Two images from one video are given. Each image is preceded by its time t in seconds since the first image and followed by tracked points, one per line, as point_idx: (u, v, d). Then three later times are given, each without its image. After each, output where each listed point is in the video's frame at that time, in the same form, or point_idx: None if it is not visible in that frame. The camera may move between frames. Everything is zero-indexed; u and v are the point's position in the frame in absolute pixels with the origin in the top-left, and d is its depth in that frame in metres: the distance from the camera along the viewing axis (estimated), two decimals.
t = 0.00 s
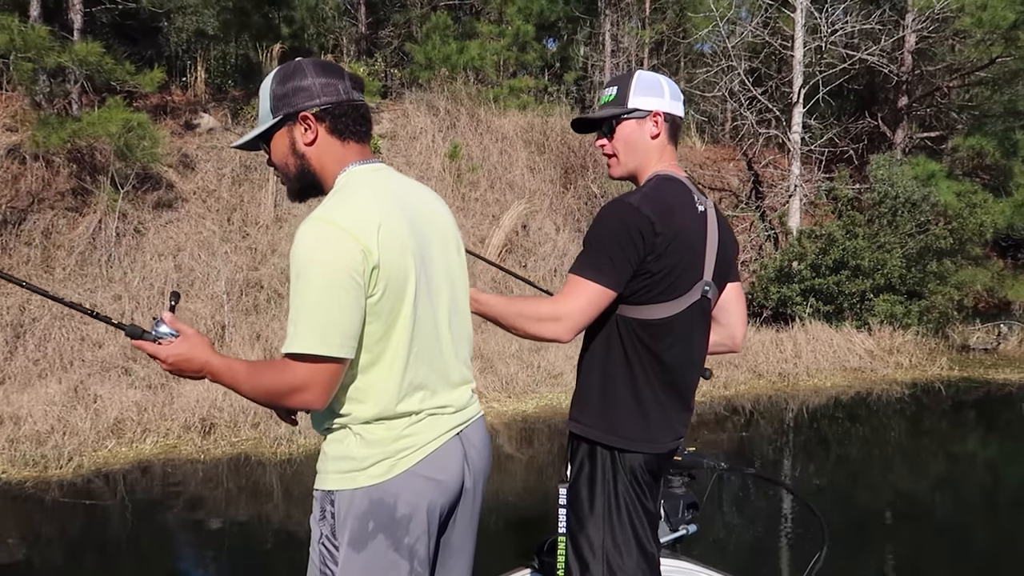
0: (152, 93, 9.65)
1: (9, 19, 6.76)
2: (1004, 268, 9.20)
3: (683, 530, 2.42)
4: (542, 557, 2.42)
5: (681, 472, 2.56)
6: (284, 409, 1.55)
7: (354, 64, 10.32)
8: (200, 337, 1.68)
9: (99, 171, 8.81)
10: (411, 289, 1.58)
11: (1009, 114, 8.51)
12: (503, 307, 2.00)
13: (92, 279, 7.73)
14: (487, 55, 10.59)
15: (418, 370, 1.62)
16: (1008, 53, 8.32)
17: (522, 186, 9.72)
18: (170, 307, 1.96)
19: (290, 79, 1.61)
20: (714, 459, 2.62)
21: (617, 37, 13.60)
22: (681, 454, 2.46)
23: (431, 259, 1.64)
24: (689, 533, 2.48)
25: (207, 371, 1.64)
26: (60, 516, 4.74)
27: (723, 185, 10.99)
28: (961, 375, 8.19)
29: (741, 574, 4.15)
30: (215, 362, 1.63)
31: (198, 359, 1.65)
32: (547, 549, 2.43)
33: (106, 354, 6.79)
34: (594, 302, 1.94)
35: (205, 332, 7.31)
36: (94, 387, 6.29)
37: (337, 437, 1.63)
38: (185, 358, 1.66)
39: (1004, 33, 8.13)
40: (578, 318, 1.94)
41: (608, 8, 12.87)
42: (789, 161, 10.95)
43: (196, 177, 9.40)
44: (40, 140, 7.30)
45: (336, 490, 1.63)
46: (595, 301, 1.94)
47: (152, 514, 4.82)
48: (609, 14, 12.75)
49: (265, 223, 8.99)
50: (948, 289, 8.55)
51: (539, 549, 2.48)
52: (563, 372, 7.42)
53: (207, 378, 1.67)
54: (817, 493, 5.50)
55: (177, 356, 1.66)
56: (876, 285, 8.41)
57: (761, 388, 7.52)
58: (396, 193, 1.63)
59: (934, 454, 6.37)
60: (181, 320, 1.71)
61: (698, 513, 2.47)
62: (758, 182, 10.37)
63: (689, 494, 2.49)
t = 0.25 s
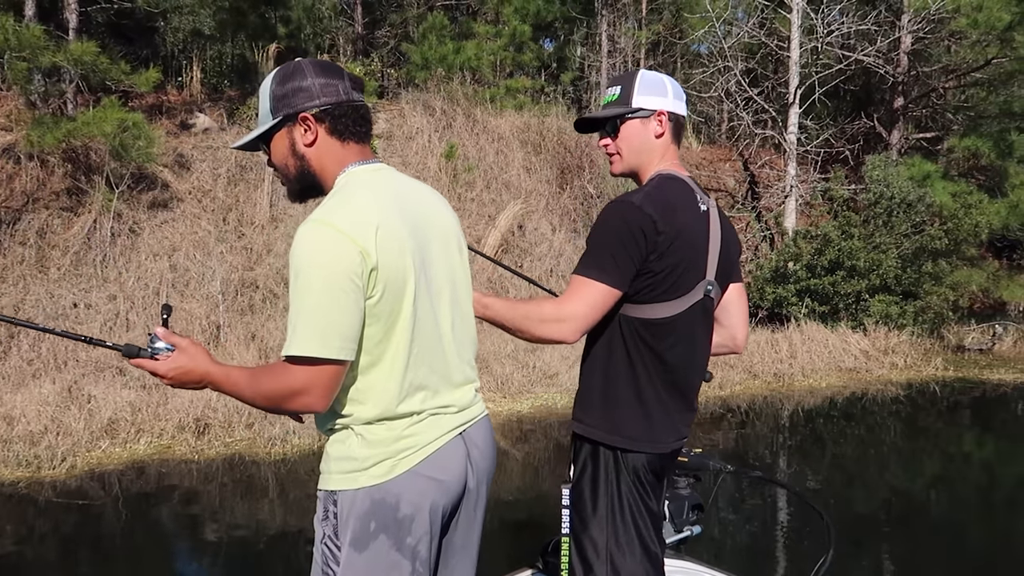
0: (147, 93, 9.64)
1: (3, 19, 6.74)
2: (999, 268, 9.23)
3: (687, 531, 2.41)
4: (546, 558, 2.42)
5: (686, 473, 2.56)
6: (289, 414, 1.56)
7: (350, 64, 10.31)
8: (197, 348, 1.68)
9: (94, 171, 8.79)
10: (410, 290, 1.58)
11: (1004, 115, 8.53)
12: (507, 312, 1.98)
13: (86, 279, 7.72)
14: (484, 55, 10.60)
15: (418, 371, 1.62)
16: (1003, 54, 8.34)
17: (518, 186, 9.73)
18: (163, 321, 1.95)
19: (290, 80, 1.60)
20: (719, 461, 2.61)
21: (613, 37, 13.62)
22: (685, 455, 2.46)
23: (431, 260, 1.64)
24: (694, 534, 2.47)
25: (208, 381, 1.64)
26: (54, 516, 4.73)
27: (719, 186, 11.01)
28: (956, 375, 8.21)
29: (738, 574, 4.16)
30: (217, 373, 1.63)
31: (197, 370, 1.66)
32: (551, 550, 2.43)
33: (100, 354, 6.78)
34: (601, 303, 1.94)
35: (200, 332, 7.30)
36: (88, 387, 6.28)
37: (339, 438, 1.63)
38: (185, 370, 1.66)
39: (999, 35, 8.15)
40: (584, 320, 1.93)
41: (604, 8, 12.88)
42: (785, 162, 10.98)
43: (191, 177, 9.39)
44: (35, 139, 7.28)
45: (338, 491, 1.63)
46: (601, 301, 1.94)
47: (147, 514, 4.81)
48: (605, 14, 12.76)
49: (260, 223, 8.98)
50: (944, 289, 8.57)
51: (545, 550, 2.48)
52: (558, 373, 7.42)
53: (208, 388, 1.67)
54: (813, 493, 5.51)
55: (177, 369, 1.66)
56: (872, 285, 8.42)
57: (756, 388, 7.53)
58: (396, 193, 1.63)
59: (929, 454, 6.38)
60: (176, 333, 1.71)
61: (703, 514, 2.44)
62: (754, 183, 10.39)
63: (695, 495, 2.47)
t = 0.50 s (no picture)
0: (138, 92, 9.61)
1: None
2: (989, 268, 9.27)
3: (686, 531, 2.42)
4: (545, 559, 2.41)
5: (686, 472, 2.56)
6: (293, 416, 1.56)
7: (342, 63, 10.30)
8: (198, 355, 1.70)
9: (84, 170, 8.76)
10: (413, 290, 1.57)
11: (994, 116, 8.56)
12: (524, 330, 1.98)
13: (76, 279, 7.69)
14: (476, 55, 10.59)
15: (420, 372, 1.62)
16: (993, 54, 8.37)
17: (510, 186, 9.74)
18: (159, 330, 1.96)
19: (289, 81, 1.60)
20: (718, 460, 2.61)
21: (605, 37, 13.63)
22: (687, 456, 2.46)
23: (434, 260, 1.64)
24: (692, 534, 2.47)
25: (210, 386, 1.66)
26: (43, 517, 4.70)
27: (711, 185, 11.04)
28: (946, 374, 8.24)
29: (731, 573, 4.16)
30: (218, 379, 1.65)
31: (201, 377, 1.67)
32: (550, 550, 2.42)
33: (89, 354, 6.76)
34: (613, 306, 1.94)
35: (191, 332, 7.29)
36: (78, 388, 6.25)
37: (342, 438, 1.63)
38: (186, 377, 1.68)
39: (989, 35, 8.18)
40: (598, 324, 1.93)
41: (596, 8, 12.89)
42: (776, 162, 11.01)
43: (182, 176, 9.36)
44: (25, 139, 7.25)
45: (341, 490, 1.62)
46: (613, 305, 1.94)
47: (137, 515, 4.79)
48: (598, 14, 12.78)
49: (251, 222, 8.95)
50: (934, 289, 8.60)
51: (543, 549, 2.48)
52: (550, 372, 7.42)
53: (210, 394, 1.69)
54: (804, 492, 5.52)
55: (179, 376, 1.68)
56: (863, 284, 8.44)
57: (747, 388, 7.55)
58: (397, 193, 1.62)
59: (920, 453, 6.40)
60: (176, 342, 1.72)
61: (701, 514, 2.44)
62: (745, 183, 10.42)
63: (693, 494, 2.47)
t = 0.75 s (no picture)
0: (131, 92, 9.58)
1: None
2: (983, 268, 9.29)
3: (688, 532, 2.43)
4: (547, 559, 2.42)
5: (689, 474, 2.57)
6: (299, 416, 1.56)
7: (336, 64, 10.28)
8: (203, 356, 1.71)
9: (77, 171, 8.73)
10: (419, 291, 1.57)
11: (987, 117, 8.58)
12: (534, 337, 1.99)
13: (69, 280, 7.66)
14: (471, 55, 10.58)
15: (426, 373, 1.62)
16: (986, 55, 8.38)
17: (505, 187, 9.74)
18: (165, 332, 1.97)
19: (300, 79, 1.59)
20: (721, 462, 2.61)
21: (600, 37, 13.63)
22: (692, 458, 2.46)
23: (441, 261, 1.64)
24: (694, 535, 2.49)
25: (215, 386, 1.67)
26: (35, 519, 4.69)
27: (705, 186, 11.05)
28: (939, 375, 8.27)
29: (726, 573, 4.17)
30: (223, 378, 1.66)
31: (205, 377, 1.68)
32: (553, 551, 2.43)
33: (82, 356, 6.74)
34: (623, 308, 1.94)
35: (184, 333, 7.27)
36: (70, 389, 6.23)
37: (345, 438, 1.63)
38: (192, 378, 1.69)
39: (982, 36, 8.20)
40: (608, 327, 1.94)
41: (591, 9, 12.88)
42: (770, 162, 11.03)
43: (176, 177, 9.34)
44: (17, 139, 7.21)
45: (343, 491, 1.62)
46: (623, 308, 1.94)
47: (131, 518, 4.79)
48: (593, 15, 12.78)
49: (245, 223, 8.94)
50: (928, 290, 8.62)
51: (546, 550, 2.49)
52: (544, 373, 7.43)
53: (216, 395, 1.69)
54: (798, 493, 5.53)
55: (184, 377, 1.69)
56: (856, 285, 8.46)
57: (741, 388, 7.56)
58: (404, 194, 1.62)
59: (914, 453, 6.41)
60: (180, 345, 1.74)
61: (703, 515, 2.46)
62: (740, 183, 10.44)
63: (696, 496, 2.49)
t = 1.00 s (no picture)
0: (120, 94, 9.54)
1: None
2: (972, 268, 9.34)
3: (685, 533, 2.45)
4: (545, 560, 2.43)
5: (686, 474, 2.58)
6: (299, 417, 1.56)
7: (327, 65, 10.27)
8: (197, 354, 1.70)
9: (65, 173, 8.70)
10: (418, 291, 1.57)
11: (976, 117, 8.62)
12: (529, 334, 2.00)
13: (58, 282, 7.63)
14: (462, 56, 10.57)
15: (425, 373, 1.61)
16: (975, 56, 8.43)
17: (496, 188, 9.74)
18: (156, 333, 1.97)
19: (303, 78, 1.60)
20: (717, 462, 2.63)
21: (590, 39, 13.65)
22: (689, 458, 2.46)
23: (441, 262, 1.64)
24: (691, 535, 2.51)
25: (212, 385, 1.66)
26: (24, 523, 4.67)
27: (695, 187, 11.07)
28: (929, 374, 8.31)
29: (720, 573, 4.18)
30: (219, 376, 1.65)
31: (202, 376, 1.67)
32: (550, 551, 2.44)
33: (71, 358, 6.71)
34: (619, 310, 1.94)
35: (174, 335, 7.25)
36: (58, 391, 6.20)
37: (344, 439, 1.63)
38: (188, 377, 1.68)
39: (971, 38, 8.24)
40: (604, 329, 1.94)
41: (582, 10, 12.89)
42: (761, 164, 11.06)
43: (166, 178, 9.30)
44: (5, 140, 7.17)
45: (342, 491, 1.62)
46: (619, 309, 1.94)
47: (120, 521, 4.76)
48: (584, 16, 12.79)
49: (236, 225, 8.90)
50: (917, 290, 8.65)
51: (543, 551, 2.50)
52: (535, 374, 7.43)
53: (213, 393, 1.69)
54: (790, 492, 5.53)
55: (180, 377, 1.68)
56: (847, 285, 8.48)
57: (731, 389, 7.58)
58: (405, 195, 1.62)
59: (905, 453, 6.44)
60: (172, 343, 1.72)
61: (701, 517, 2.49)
62: (731, 184, 10.47)
63: (693, 497, 2.51)
